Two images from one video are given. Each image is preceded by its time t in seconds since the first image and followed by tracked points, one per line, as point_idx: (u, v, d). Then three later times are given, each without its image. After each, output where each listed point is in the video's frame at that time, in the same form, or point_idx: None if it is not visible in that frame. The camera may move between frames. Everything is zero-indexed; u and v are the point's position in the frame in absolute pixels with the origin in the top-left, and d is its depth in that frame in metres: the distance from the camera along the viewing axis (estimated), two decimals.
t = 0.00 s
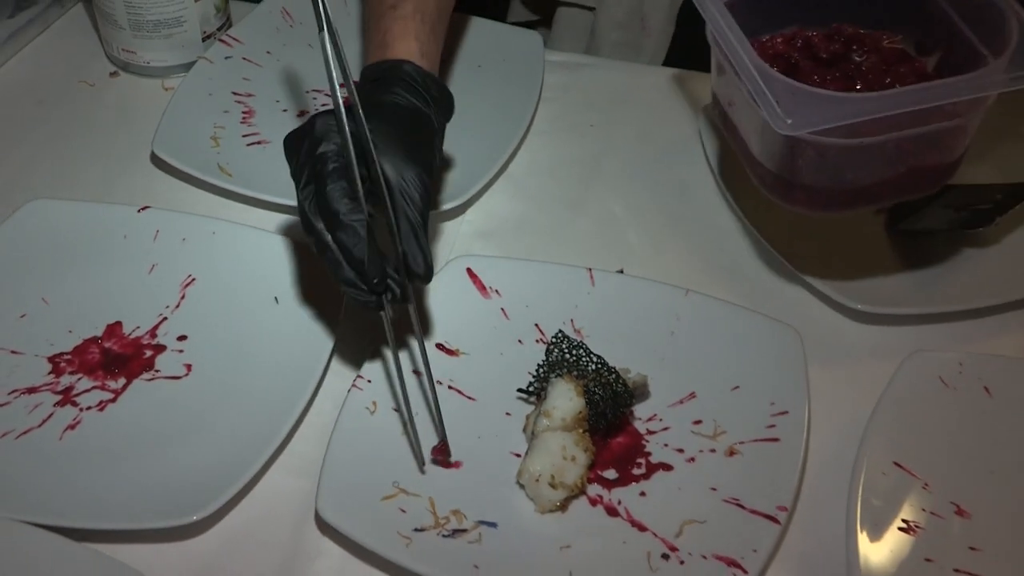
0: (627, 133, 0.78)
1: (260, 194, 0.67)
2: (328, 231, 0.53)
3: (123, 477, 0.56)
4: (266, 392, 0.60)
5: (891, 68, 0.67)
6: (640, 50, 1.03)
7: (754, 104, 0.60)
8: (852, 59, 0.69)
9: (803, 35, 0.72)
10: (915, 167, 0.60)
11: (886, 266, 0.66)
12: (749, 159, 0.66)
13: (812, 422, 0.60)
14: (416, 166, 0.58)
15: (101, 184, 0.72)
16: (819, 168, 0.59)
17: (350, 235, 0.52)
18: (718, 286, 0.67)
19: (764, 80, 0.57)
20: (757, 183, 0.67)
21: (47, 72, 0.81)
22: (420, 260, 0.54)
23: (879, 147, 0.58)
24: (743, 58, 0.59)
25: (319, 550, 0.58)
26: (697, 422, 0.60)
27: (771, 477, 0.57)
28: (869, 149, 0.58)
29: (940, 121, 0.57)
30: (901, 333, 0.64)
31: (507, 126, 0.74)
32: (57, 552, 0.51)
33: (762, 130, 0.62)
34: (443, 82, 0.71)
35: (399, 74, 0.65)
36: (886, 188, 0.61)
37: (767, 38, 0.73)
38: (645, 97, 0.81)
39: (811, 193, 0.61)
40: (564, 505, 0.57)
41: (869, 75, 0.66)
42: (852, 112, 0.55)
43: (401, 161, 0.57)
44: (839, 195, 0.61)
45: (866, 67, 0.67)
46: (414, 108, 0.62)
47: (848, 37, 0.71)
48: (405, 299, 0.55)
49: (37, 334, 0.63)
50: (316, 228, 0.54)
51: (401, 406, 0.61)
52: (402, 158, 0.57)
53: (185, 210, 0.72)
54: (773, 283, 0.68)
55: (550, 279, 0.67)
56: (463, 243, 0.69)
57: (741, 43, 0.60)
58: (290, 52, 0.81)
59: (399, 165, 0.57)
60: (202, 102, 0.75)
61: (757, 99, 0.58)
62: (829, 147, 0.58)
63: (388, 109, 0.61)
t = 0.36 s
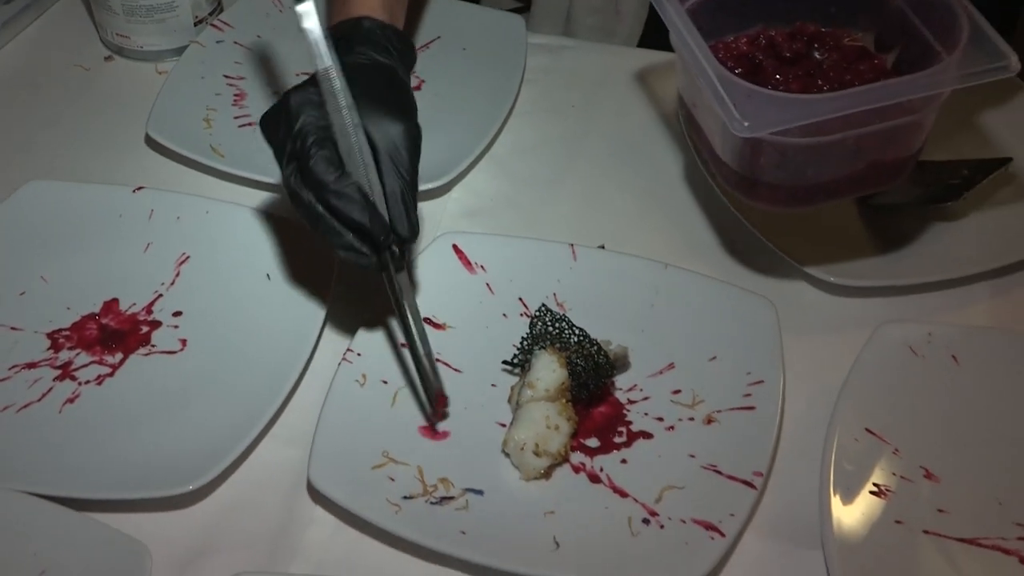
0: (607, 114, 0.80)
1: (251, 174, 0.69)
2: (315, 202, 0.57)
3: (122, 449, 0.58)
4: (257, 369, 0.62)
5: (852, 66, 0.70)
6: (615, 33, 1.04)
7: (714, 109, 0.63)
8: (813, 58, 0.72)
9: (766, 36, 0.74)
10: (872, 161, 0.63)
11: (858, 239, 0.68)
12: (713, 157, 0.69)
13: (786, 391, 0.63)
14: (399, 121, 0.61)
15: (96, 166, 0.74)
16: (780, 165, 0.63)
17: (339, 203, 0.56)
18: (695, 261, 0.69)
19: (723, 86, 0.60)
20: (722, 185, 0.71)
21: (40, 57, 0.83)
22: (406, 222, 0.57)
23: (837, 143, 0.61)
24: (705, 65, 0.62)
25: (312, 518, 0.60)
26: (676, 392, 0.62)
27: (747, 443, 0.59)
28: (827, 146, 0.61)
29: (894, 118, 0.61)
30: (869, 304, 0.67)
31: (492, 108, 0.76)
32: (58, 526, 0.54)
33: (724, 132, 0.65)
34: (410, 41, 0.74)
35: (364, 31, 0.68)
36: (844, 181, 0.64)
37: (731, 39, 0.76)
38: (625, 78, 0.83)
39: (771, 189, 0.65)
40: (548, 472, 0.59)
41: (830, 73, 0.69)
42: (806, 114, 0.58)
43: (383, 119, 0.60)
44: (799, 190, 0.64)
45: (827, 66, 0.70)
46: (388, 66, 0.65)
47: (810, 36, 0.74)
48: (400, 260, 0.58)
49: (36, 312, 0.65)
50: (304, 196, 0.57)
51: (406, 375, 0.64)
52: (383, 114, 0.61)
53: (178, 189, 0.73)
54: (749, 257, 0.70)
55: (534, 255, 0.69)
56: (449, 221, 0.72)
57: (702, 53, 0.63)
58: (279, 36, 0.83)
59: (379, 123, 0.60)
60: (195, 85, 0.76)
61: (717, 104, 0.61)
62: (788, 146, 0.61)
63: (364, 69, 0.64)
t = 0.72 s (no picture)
0: (591, 87, 0.80)
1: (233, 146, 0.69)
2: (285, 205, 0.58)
3: (107, 423, 0.58)
4: (241, 344, 0.62)
5: (833, 42, 0.70)
6: (598, 7, 1.05)
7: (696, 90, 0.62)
8: (795, 33, 0.72)
9: (748, 11, 0.74)
10: (853, 138, 0.63)
11: (839, 208, 0.69)
12: (695, 134, 0.69)
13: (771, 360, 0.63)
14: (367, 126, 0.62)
15: (78, 141, 0.74)
16: (762, 143, 0.63)
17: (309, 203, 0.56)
18: (678, 232, 0.70)
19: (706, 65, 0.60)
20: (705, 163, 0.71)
21: (21, 33, 0.83)
22: (378, 221, 0.59)
23: (818, 122, 0.61)
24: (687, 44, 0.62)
25: (297, 491, 0.60)
26: (660, 361, 0.63)
27: (731, 412, 0.59)
28: (809, 123, 0.61)
29: (875, 95, 0.61)
30: (851, 272, 0.67)
31: (475, 81, 0.76)
32: (43, 500, 0.54)
33: (705, 111, 0.65)
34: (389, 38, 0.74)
35: (338, 31, 0.68)
36: (827, 159, 0.64)
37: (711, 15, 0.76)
38: (608, 50, 0.83)
39: (753, 167, 0.65)
40: (532, 443, 0.59)
41: (811, 49, 0.69)
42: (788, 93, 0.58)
43: (351, 121, 0.61)
44: (782, 167, 0.64)
45: (809, 42, 0.70)
46: (359, 66, 0.66)
47: (791, 11, 0.74)
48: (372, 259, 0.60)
49: (19, 287, 0.65)
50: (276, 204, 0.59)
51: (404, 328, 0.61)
52: (352, 119, 0.61)
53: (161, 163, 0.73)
54: (732, 227, 0.70)
55: (518, 227, 0.69)
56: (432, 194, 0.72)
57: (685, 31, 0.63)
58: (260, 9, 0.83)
59: (348, 125, 0.61)
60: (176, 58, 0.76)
61: (698, 83, 0.60)
62: (771, 124, 0.61)
63: (332, 71, 0.64)
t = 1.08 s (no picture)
0: (576, 67, 0.80)
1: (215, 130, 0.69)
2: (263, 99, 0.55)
3: (90, 406, 0.58)
4: (225, 329, 0.61)
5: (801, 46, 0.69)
6: None
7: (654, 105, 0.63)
8: (763, 39, 0.71)
9: (717, 17, 0.74)
10: (817, 145, 0.63)
11: (824, 185, 0.69)
12: (661, 146, 0.69)
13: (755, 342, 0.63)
14: (347, 33, 0.60)
15: (62, 125, 0.74)
16: (724, 155, 0.63)
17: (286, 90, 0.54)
18: (664, 212, 0.70)
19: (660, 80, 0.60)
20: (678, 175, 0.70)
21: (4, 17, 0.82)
22: (360, 112, 0.54)
23: (779, 131, 0.61)
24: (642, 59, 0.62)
25: (282, 473, 0.59)
26: (646, 341, 0.63)
27: (717, 391, 0.59)
28: (770, 131, 0.61)
29: (836, 101, 0.60)
30: (836, 251, 0.67)
31: (457, 64, 0.77)
32: (27, 485, 0.54)
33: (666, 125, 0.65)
34: None
35: None
36: (792, 168, 0.64)
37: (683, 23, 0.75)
38: (592, 30, 0.82)
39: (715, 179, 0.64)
40: (519, 424, 0.59)
41: (778, 55, 0.68)
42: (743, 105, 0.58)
43: (329, 27, 0.60)
44: (747, 178, 0.64)
45: (775, 47, 0.69)
46: None
47: (760, 17, 0.73)
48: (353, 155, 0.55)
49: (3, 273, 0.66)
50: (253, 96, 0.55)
51: (394, 251, 0.60)
52: (330, 23, 0.60)
53: (145, 146, 0.73)
54: (718, 208, 0.70)
55: (503, 209, 0.69)
56: (417, 176, 0.72)
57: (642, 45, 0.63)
58: None
59: (330, 33, 0.59)
60: (159, 40, 0.76)
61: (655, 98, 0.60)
62: (730, 135, 0.61)
63: None
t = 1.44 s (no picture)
0: (564, 58, 0.80)
1: (202, 120, 0.69)
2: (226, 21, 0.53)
3: (78, 397, 0.58)
4: (213, 320, 0.61)
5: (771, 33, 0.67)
6: None
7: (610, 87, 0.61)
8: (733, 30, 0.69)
9: (691, 10, 0.72)
10: (781, 127, 0.62)
11: (812, 172, 0.69)
12: (628, 136, 0.68)
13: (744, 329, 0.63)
14: None
15: (48, 118, 0.74)
16: (685, 138, 0.61)
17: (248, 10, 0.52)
18: (652, 201, 0.70)
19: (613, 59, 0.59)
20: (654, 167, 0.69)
21: None
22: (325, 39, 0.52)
23: (738, 111, 0.60)
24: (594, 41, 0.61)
25: (272, 465, 0.59)
26: (635, 330, 0.63)
27: (706, 379, 0.59)
28: (732, 113, 0.60)
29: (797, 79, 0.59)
30: (825, 239, 0.68)
31: (444, 54, 0.77)
32: (14, 478, 0.54)
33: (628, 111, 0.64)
34: None
35: None
36: (757, 151, 0.63)
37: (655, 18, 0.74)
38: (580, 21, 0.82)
39: (679, 164, 0.63)
40: (508, 414, 0.59)
41: (748, 44, 0.66)
42: (697, 82, 0.57)
43: None
44: (711, 161, 0.63)
45: (744, 36, 0.68)
46: None
47: (733, 9, 0.71)
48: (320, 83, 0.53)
49: None
50: None
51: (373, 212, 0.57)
52: None
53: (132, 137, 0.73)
54: (706, 197, 0.70)
55: (492, 199, 0.69)
56: (405, 166, 0.72)
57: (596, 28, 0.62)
58: None
59: None
60: (146, 33, 0.77)
61: (608, 79, 0.59)
62: (689, 118, 0.60)
63: None
